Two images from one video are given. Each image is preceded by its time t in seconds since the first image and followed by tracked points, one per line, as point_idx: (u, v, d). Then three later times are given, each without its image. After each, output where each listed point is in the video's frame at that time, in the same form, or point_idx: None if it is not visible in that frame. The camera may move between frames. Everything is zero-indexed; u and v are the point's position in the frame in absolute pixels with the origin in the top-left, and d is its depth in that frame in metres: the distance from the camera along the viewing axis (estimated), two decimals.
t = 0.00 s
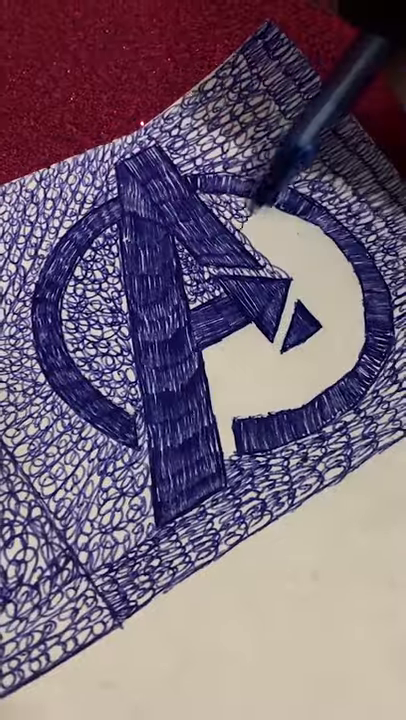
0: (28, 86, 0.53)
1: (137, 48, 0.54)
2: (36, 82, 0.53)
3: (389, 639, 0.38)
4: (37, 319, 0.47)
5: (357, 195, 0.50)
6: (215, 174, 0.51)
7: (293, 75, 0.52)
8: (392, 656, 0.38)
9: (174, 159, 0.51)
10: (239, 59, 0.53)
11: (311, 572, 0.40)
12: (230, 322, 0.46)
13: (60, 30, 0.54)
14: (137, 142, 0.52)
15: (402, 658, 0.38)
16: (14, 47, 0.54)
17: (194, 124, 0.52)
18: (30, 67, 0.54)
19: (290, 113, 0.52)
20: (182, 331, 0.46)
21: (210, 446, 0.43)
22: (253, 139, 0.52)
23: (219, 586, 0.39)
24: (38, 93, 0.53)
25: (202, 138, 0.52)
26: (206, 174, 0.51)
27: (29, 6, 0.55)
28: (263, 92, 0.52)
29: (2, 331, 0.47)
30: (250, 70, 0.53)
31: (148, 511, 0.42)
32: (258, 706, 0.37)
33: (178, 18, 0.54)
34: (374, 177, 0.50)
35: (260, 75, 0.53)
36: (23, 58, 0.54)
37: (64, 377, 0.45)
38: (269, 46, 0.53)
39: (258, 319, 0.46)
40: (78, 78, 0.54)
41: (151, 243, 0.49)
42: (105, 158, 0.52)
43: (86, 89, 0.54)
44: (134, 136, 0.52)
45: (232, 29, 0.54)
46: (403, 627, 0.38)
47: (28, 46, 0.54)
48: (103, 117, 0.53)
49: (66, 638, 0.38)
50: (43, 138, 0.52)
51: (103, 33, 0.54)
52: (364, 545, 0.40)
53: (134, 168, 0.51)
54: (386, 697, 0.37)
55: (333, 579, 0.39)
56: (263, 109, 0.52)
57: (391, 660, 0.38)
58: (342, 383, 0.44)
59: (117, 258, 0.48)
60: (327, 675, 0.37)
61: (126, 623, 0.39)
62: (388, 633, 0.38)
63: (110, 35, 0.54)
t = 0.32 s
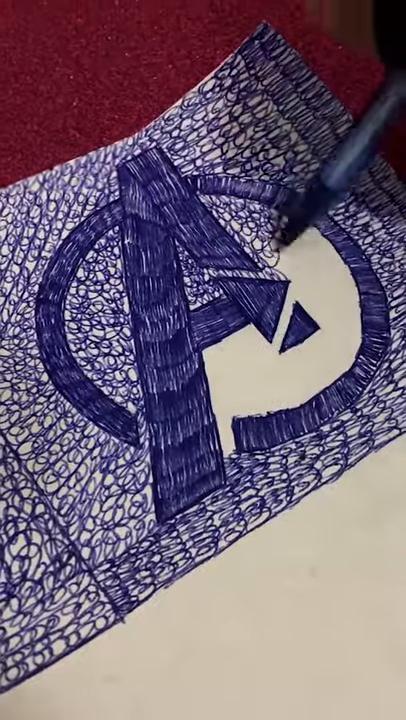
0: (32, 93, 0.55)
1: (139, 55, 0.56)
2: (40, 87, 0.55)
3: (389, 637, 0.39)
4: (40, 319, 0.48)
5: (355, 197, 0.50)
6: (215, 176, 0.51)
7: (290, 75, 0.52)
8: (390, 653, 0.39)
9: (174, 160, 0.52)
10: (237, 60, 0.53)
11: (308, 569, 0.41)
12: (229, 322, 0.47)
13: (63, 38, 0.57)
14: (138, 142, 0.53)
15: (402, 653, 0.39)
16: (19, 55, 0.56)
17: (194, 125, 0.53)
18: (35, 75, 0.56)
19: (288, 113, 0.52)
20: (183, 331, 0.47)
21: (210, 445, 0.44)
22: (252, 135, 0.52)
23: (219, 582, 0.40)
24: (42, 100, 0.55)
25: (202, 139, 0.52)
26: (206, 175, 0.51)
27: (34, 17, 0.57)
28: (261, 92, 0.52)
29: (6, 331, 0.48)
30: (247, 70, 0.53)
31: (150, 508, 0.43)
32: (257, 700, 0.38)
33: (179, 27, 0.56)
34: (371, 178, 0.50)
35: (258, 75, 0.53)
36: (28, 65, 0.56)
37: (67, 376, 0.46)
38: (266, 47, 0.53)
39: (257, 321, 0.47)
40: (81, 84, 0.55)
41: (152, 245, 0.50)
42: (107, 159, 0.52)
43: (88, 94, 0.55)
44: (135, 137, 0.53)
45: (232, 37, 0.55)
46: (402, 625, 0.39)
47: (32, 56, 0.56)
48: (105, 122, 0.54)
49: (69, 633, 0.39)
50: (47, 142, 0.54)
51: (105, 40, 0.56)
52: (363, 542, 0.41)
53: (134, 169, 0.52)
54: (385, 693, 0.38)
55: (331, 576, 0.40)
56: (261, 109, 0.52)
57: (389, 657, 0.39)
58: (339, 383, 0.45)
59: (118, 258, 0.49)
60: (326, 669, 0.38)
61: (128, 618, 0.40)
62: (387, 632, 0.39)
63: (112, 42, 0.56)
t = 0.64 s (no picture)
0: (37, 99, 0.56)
1: (141, 61, 0.57)
2: (44, 93, 0.56)
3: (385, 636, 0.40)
4: (43, 319, 0.49)
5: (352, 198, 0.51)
6: (215, 178, 0.52)
7: (288, 79, 0.54)
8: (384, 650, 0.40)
9: (175, 162, 0.53)
10: (236, 63, 0.54)
11: (306, 564, 0.41)
12: (228, 323, 0.48)
13: (67, 45, 0.57)
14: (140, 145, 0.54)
15: (399, 649, 0.40)
16: (24, 62, 0.57)
17: (195, 128, 0.54)
18: (40, 81, 0.57)
19: (287, 116, 0.53)
20: (183, 332, 0.48)
21: (210, 443, 0.45)
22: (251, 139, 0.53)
23: (219, 577, 0.41)
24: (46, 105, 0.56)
25: (202, 142, 0.53)
26: (206, 178, 0.52)
27: (39, 25, 0.58)
28: (260, 96, 0.54)
29: (10, 330, 0.49)
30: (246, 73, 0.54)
31: (151, 505, 0.44)
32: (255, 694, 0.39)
33: (180, 33, 0.57)
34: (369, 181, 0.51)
35: (257, 78, 0.54)
36: (33, 71, 0.57)
37: (70, 376, 0.47)
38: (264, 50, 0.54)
39: (256, 321, 0.48)
40: (84, 90, 0.56)
41: (153, 246, 0.50)
42: (109, 162, 0.53)
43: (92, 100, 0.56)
44: (137, 140, 0.54)
45: (233, 43, 0.56)
46: (398, 623, 0.40)
47: (38, 63, 0.57)
48: (108, 127, 0.55)
49: (72, 626, 0.40)
50: (50, 147, 0.55)
51: (108, 46, 0.57)
52: (360, 538, 0.42)
53: (136, 171, 0.53)
54: (383, 691, 0.39)
55: (328, 570, 0.41)
56: (260, 111, 0.53)
57: (383, 654, 0.40)
58: (336, 382, 0.46)
59: (120, 259, 0.50)
60: (324, 663, 0.39)
61: (129, 612, 0.40)
62: (383, 632, 0.40)
63: (115, 48, 0.57)
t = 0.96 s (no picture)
0: (41, 106, 0.57)
1: (143, 67, 0.58)
2: (49, 99, 0.57)
3: (383, 640, 0.41)
4: (47, 320, 0.50)
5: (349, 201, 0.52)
6: (215, 182, 0.53)
7: (286, 84, 0.55)
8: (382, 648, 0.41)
9: (176, 167, 0.54)
10: (235, 70, 0.55)
11: (305, 559, 0.42)
12: (228, 324, 0.49)
13: (70, 51, 0.58)
14: (141, 152, 0.55)
15: (399, 650, 0.41)
16: (29, 67, 0.58)
17: (195, 133, 0.55)
18: (44, 87, 0.57)
19: (284, 121, 0.54)
20: (184, 332, 0.49)
21: (210, 441, 0.46)
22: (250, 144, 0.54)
23: (218, 572, 0.42)
24: (50, 111, 0.57)
25: (202, 147, 0.54)
26: (206, 182, 0.53)
27: (43, 32, 0.59)
28: (258, 101, 0.55)
29: (14, 331, 0.50)
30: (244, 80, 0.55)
31: (152, 502, 0.45)
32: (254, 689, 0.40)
33: (182, 41, 0.58)
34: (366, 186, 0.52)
35: (255, 84, 0.55)
36: (37, 77, 0.58)
37: (73, 375, 0.48)
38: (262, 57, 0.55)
39: (255, 322, 0.49)
40: (88, 97, 0.57)
41: (155, 249, 0.52)
42: (112, 168, 0.54)
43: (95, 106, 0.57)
44: (139, 147, 0.55)
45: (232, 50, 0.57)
46: (396, 624, 0.41)
47: (42, 69, 0.58)
48: (111, 133, 0.56)
49: (75, 620, 0.41)
50: (55, 152, 0.56)
51: (111, 53, 0.58)
52: (357, 535, 0.43)
53: (138, 175, 0.54)
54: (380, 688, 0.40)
55: (326, 565, 0.42)
56: (258, 117, 0.55)
57: (381, 654, 0.41)
58: (333, 382, 0.47)
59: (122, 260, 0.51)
60: (320, 656, 0.40)
61: (131, 606, 0.41)
62: (380, 635, 0.41)
63: (118, 55, 0.58)
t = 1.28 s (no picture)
0: (47, 110, 0.58)
1: (146, 74, 0.59)
2: (54, 104, 0.58)
3: (382, 637, 0.40)
4: (51, 319, 0.51)
5: (348, 201, 0.53)
6: (216, 182, 0.54)
7: (285, 85, 0.55)
8: (382, 646, 0.40)
9: (178, 167, 0.54)
10: (236, 72, 0.56)
11: (303, 555, 0.43)
12: (229, 324, 0.50)
13: (74, 58, 0.59)
14: (143, 151, 0.55)
15: (397, 645, 0.40)
16: (35, 74, 0.59)
17: (196, 133, 0.55)
18: (49, 92, 0.58)
19: (285, 122, 0.55)
20: (185, 332, 0.50)
21: (211, 440, 0.47)
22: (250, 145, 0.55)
23: (219, 569, 0.43)
24: (55, 115, 0.58)
25: (203, 147, 0.55)
26: (208, 183, 0.54)
27: (49, 39, 0.60)
28: (259, 102, 0.55)
29: (19, 329, 0.50)
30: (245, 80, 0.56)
31: (154, 498, 0.45)
32: (254, 686, 0.40)
33: (183, 48, 0.59)
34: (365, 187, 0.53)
35: (256, 86, 0.56)
36: (43, 83, 0.59)
37: (77, 373, 0.49)
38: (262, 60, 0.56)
39: (255, 322, 0.50)
40: (92, 101, 0.58)
41: (156, 249, 0.52)
42: (114, 168, 0.55)
43: (99, 110, 0.58)
44: (141, 147, 0.56)
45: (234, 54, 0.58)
46: (395, 622, 0.41)
47: (48, 76, 0.59)
48: (114, 138, 0.57)
49: (78, 614, 0.42)
50: (59, 156, 0.57)
51: (115, 60, 0.59)
52: (355, 529, 0.43)
53: (140, 176, 0.54)
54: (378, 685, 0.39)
55: (324, 562, 0.42)
56: (259, 117, 0.55)
57: (380, 651, 0.40)
58: (332, 381, 0.48)
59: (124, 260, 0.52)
60: (319, 650, 0.40)
61: (134, 601, 0.42)
62: (380, 632, 0.41)
63: (121, 62, 0.59)
